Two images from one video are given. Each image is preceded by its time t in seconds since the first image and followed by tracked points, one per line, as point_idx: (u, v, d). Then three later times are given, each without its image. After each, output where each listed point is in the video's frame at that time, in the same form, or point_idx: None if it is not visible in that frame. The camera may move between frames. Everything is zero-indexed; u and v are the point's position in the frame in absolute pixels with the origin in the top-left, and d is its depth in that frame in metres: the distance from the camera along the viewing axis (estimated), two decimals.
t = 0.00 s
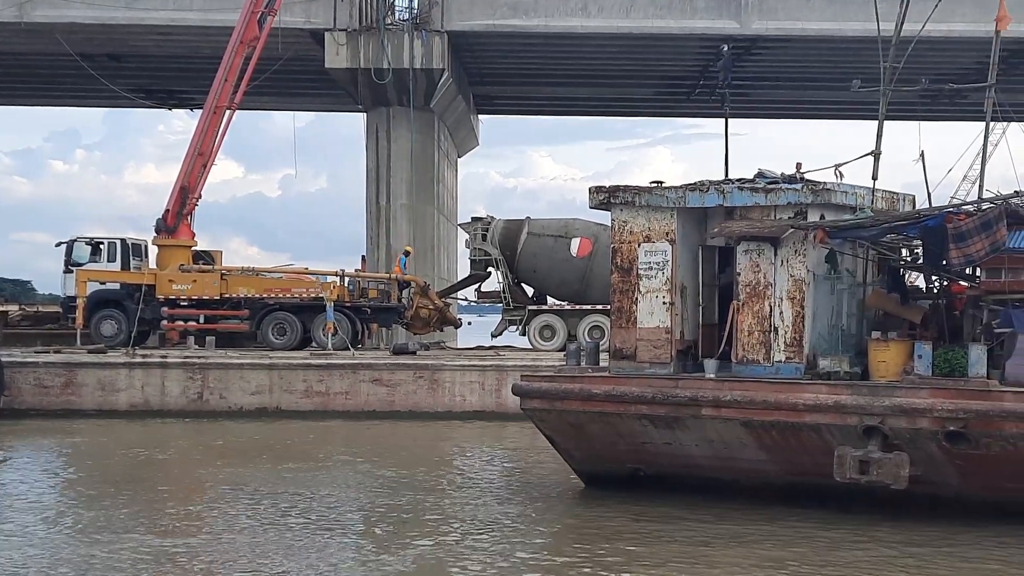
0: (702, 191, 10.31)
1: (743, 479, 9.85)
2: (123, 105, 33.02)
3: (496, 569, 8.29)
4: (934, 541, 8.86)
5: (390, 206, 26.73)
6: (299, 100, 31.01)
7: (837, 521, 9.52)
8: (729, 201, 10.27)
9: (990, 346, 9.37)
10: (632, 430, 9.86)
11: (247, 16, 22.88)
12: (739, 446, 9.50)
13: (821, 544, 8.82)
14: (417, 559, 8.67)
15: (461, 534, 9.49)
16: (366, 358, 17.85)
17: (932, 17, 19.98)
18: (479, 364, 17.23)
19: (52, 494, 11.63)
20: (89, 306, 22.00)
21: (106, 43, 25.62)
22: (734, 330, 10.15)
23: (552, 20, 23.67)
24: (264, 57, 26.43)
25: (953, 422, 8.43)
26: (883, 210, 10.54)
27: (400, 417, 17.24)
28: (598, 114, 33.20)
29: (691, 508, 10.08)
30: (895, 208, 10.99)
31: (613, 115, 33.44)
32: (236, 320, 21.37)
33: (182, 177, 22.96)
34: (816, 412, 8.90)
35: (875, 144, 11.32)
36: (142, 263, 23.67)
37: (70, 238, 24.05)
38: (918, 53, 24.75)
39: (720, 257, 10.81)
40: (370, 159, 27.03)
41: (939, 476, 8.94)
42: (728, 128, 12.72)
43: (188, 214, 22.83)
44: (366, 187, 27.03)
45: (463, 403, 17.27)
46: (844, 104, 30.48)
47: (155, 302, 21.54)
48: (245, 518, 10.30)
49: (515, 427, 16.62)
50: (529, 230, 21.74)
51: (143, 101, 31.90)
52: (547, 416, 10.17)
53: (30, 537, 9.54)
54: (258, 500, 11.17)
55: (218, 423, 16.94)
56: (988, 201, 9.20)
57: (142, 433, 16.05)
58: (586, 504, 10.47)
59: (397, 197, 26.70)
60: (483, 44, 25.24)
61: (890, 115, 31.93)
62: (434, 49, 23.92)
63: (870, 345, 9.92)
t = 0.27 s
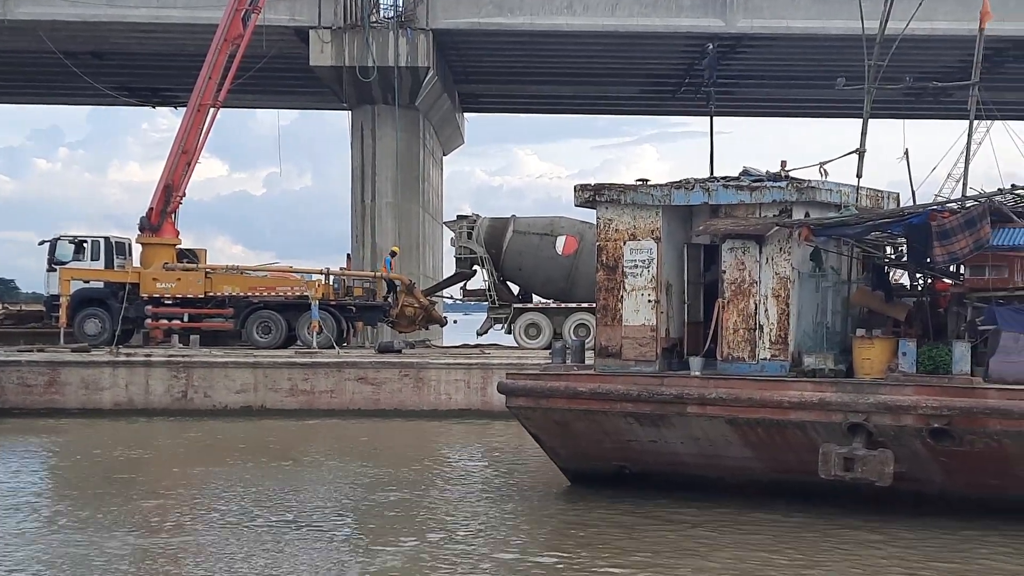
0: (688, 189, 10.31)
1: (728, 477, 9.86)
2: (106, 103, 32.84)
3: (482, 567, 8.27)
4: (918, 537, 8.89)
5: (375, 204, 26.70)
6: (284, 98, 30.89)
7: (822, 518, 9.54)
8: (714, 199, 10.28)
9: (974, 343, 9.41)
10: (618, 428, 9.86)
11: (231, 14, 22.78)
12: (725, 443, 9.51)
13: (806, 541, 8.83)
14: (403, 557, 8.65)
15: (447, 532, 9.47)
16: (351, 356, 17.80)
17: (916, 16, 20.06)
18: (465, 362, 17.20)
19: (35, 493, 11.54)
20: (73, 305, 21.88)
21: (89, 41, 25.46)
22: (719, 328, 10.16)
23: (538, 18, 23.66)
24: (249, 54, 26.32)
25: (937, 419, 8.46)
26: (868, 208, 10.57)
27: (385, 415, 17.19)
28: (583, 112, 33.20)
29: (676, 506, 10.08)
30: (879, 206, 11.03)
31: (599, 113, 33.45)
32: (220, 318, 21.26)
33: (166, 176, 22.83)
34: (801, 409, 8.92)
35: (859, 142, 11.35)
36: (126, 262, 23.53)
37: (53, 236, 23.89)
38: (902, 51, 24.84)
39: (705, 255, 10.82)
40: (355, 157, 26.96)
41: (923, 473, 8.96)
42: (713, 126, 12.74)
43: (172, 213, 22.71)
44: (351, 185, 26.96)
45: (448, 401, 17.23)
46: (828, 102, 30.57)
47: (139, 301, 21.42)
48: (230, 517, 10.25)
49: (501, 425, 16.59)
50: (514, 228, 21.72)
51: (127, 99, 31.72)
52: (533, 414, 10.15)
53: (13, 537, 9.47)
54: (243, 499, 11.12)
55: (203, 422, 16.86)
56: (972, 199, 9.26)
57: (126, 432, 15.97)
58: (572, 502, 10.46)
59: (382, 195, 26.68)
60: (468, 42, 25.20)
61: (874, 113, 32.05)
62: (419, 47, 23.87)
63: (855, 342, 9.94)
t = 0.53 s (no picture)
0: (671, 189, 10.30)
1: (712, 477, 9.85)
2: (90, 103, 32.63)
3: (467, 567, 8.23)
4: (902, 537, 8.89)
5: (359, 204, 26.60)
6: (268, 97, 30.77)
7: (806, 518, 9.54)
8: (698, 199, 10.27)
9: (956, 344, 9.42)
10: (602, 428, 9.83)
11: (214, 14, 22.68)
12: (708, 444, 9.49)
13: (791, 541, 8.83)
14: (388, 557, 8.60)
15: (432, 532, 9.43)
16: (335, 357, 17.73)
17: (899, 16, 20.12)
18: (448, 362, 17.14)
19: (16, 494, 11.43)
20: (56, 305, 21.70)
21: (72, 40, 25.30)
22: (703, 328, 10.15)
23: (522, 18, 23.62)
24: (233, 54, 26.20)
25: (920, 419, 8.47)
26: (851, 209, 10.57)
27: (369, 415, 17.12)
28: (567, 113, 33.18)
29: (661, 506, 10.06)
30: (863, 206, 11.04)
31: (583, 114, 33.44)
32: (204, 318, 21.15)
33: (150, 175, 22.69)
34: (785, 409, 8.91)
35: (842, 143, 11.36)
36: (109, 262, 23.38)
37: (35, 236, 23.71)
38: (886, 51, 24.91)
39: (689, 255, 10.80)
40: (339, 157, 26.87)
41: (906, 473, 8.97)
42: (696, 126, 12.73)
43: (156, 212, 22.57)
44: (336, 185, 26.86)
45: (432, 402, 17.16)
46: (812, 102, 30.65)
47: (123, 301, 21.27)
48: (214, 517, 10.18)
49: (485, 425, 16.55)
50: (498, 229, 21.69)
51: (110, 99, 31.54)
52: (517, 414, 10.12)
53: None
54: (227, 499, 11.04)
55: (186, 422, 16.75)
56: (955, 199, 9.27)
57: (109, 432, 15.85)
58: (556, 502, 10.42)
59: (366, 195, 26.58)
60: (452, 42, 25.16)
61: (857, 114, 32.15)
62: (404, 47, 23.81)
63: (838, 342, 9.94)
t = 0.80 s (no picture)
0: (659, 190, 10.28)
1: (700, 477, 9.84)
2: (76, 103, 32.47)
3: (456, 567, 8.20)
4: (890, 537, 8.89)
5: (346, 204, 26.53)
6: (255, 97, 30.66)
7: (794, 518, 9.54)
8: (686, 199, 10.26)
9: (944, 344, 9.43)
10: (589, 429, 9.82)
11: (202, 13, 22.60)
12: (696, 444, 9.49)
13: (779, 540, 8.83)
14: (378, 557, 8.57)
15: (421, 533, 9.39)
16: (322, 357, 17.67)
17: (885, 17, 20.17)
18: (436, 363, 17.10)
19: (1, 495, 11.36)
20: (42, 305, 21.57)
21: (59, 40, 25.16)
22: (690, 328, 10.14)
23: (509, 19, 23.60)
24: (220, 54, 26.10)
25: (907, 419, 8.47)
26: (838, 209, 10.58)
27: (357, 415, 17.07)
28: (555, 113, 33.17)
29: (649, 505, 10.05)
30: (850, 206, 11.05)
31: (571, 114, 33.43)
32: (191, 318, 21.06)
33: (137, 175, 22.57)
34: (772, 409, 8.91)
35: (829, 143, 11.37)
36: (96, 262, 23.25)
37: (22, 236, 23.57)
38: (873, 52, 24.98)
39: (676, 255, 10.79)
40: (326, 157, 26.79)
41: (893, 473, 8.98)
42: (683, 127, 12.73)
43: (143, 212, 22.46)
44: (323, 185, 26.79)
45: (420, 402, 17.12)
46: (799, 103, 30.71)
47: (109, 301, 21.12)
48: (201, 517, 10.13)
49: (472, 426, 16.52)
50: (486, 229, 21.66)
51: (97, 99, 31.39)
52: (504, 414, 10.09)
53: None
54: (214, 499, 10.98)
55: (173, 423, 16.67)
56: (943, 199, 9.28)
57: (95, 432, 15.76)
58: (545, 502, 10.40)
59: (354, 195, 26.52)
60: (440, 43, 25.13)
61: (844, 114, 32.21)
62: (391, 47, 23.76)
63: (825, 342, 9.95)
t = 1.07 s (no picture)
0: (649, 190, 10.27)
1: (690, 477, 9.84)
2: (66, 102, 32.34)
3: (448, 567, 8.18)
4: (880, 537, 8.90)
5: (337, 204, 26.47)
6: (246, 97, 30.58)
7: (785, 517, 9.54)
8: (676, 199, 10.25)
9: (933, 344, 9.45)
10: (579, 428, 9.81)
11: (192, 13, 22.54)
12: (686, 443, 9.48)
13: (770, 540, 8.82)
14: (370, 557, 8.54)
15: (412, 532, 9.36)
16: (313, 356, 17.62)
17: (875, 18, 20.20)
18: (426, 362, 17.06)
19: None
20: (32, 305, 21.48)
21: (49, 40, 25.06)
22: (680, 328, 10.14)
23: (499, 19, 23.58)
24: (211, 53, 26.03)
25: (897, 419, 8.48)
26: (828, 209, 10.59)
27: (347, 415, 17.02)
28: (546, 113, 33.16)
29: (639, 505, 10.04)
30: (840, 206, 11.06)
31: (561, 114, 33.43)
32: (182, 318, 21.00)
33: (127, 175, 22.49)
34: (762, 409, 8.91)
35: (820, 143, 11.38)
36: (87, 262, 23.17)
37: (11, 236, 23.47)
38: (863, 53, 25.03)
39: (666, 255, 10.79)
40: (317, 157, 26.74)
41: (883, 473, 8.98)
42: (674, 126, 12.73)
43: (133, 212, 22.38)
44: (314, 184, 26.74)
45: (410, 401, 17.08)
46: (789, 103, 30.76)
47: (100, 300, 21.04)
48: (191, 517, 10.08)
49: (462, 425, 16.48)
50: (476, 228, 21.63)
51: (87, 98, 31.27)
52: (494, 413, 10.08)
53: None
54: (204, 499, 10.93)
55: (164, 422, 16.61)
56: (932, 200, 9.28)
57: (85, 432, 15.69)
58: (535, 502, 10.39)
59: (344, 195, 26.46)
60: (430, 42, 25.10)
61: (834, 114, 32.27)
62: (382, 47, 23.72)
63: (815, 342, 9.96)
